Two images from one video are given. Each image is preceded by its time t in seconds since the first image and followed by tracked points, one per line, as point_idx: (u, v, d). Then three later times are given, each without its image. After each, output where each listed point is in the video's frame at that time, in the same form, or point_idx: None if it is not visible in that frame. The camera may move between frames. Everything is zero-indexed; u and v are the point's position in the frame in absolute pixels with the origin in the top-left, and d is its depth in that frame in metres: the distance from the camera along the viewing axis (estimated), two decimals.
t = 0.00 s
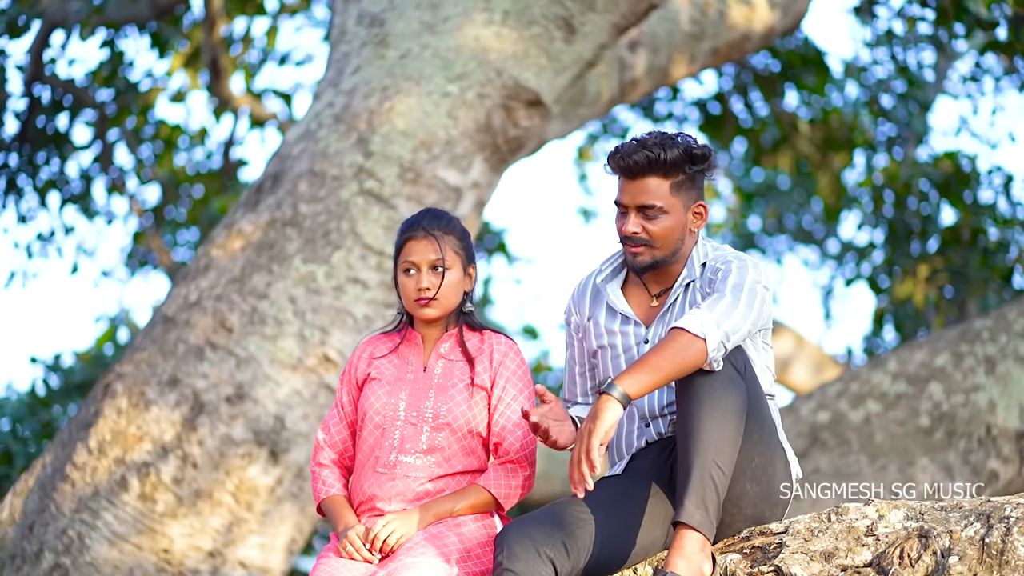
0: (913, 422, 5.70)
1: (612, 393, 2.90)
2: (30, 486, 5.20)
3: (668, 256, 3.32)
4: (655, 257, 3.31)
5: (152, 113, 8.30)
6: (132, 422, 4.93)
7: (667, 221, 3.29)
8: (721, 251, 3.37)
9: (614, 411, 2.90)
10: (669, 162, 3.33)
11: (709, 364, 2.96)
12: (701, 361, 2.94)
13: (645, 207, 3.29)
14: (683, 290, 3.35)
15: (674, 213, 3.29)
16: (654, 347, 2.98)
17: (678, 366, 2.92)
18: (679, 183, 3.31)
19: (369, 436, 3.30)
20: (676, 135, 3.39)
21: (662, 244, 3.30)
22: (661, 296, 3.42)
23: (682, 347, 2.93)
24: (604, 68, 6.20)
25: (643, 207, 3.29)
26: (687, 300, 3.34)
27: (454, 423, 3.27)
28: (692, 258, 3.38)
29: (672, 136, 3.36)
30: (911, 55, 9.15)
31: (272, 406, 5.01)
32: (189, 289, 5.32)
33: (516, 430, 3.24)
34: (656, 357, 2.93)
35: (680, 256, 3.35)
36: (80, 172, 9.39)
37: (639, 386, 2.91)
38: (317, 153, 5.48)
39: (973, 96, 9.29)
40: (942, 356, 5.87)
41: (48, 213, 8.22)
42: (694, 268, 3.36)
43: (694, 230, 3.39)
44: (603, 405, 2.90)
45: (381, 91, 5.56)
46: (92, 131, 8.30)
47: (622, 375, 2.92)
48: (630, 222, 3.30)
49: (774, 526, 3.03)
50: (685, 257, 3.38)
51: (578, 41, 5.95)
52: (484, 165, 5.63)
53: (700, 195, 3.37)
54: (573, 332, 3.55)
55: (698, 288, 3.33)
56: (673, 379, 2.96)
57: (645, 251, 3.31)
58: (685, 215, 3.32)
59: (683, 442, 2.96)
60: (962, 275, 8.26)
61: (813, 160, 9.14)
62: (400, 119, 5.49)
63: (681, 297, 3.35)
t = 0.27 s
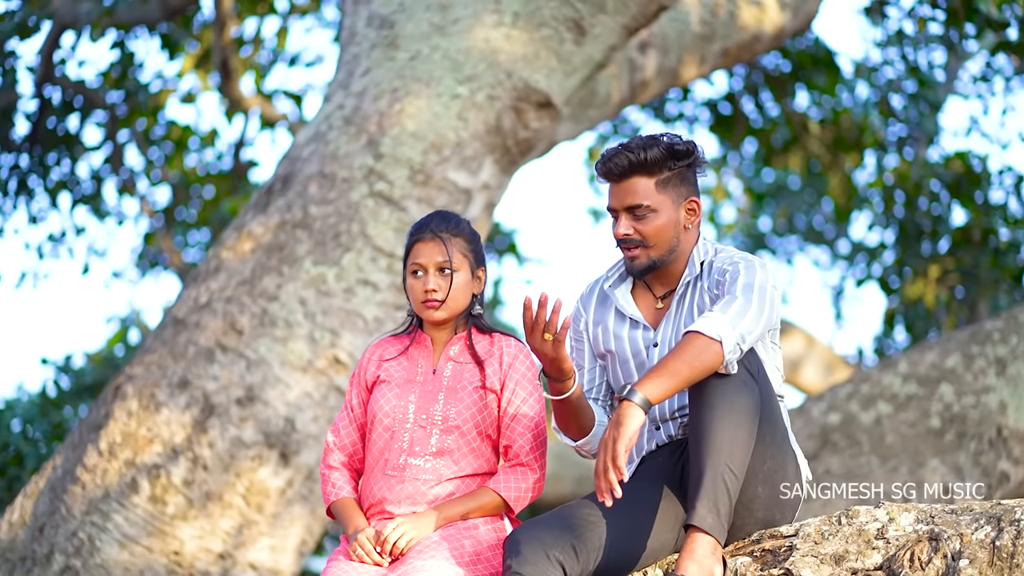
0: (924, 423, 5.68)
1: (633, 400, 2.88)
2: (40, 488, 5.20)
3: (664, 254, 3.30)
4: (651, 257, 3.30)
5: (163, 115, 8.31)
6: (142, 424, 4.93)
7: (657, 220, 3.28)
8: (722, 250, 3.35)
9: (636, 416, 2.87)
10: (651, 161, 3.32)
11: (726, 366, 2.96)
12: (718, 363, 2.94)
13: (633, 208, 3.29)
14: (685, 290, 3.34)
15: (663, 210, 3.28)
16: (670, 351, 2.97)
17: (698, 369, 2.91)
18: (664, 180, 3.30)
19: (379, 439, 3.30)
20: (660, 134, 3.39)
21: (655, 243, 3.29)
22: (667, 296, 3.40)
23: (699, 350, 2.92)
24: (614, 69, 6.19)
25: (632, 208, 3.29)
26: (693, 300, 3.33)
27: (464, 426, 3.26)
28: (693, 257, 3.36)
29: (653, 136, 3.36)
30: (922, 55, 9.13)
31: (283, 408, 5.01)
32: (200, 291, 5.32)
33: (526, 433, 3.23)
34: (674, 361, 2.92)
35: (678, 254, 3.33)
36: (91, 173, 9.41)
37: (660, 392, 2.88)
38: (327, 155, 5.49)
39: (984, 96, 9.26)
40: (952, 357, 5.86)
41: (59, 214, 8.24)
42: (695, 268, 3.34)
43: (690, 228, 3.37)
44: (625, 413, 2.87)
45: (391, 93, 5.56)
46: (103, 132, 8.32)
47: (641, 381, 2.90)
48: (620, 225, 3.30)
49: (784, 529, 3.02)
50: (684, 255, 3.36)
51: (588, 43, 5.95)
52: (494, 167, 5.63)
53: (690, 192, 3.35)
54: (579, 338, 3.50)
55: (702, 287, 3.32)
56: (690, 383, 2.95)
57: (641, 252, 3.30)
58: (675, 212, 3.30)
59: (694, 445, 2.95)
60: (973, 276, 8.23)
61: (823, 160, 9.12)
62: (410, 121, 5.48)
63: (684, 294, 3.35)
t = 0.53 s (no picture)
0: (932, 425, 5.66)
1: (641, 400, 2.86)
2: (48, 490, 5.21)
3: (663, 258, 3.28)
4: (650, 261, 3.28)
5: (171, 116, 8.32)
6: (150, 426, 4.94)
7: (654, 223, 3.26)
8: (725, 252, 3.33)
9: (642, 420, 2.85)
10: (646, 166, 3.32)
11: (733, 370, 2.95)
12: (724, 366, 2.93)
13: (628, 212, 3.29)
14: (689, 292, 3.32)
15: (659, 213, 3.27)
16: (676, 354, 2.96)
17: (703, 372, 2.90)
18: (658, 183, 3.29)
19: (386, 442, 3.30)
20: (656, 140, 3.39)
21: (653, 246, 3.27)
22: (670, 300, 3.37)
23: (704, 353, 2.91)
24: (622, 71, 6.19)
25: (628, 212, 3.29)
26: (697, 303, 3.31)
27: (471, 429, 3.26)
28: (696, 260, 3.34)
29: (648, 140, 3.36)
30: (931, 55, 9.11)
31: (291, 411, 5.01)
32: (207, 293, 5.33)
33: (533, 436, 3.23)
34: (680, 363, 2.90)
35: (678, 258, 3.31)
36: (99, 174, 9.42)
37: (668, 392, 2.87)
38: (335, 157, 5.49)
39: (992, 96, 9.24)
40: (960, 359, 5.85)
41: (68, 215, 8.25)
42: (698, 271, 3.32)
43: (690, 231, 3.35)
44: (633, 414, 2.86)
45: (398, 95, 5.56)
46: (111, 133, 8.33)
47: (648, 384, 2.89)
48: (618, 230, 3.30)
49: (791, 531, 3.00)
50: (685, 258, 3.34)
51: (596, 44, 5.94)
52: (501, 168, 5.62)
53: (688, 194, 3.33)
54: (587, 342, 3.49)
55: (707, 289, 3.30)
56: (696, 386, 2.93)
57: (639, 256, 3.29)
58: (671, 214, 3.28)
59: (700, 448, 2.94)
60: (982, 277, 8.21)
61: (832, 161, 9.11)
62: (417, 123, 5.48)
63: (688, 298, 3.33)
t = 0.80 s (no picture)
0: (932, 425, 5.66)
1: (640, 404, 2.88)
2: (48, 490, 5.22)
3: (651, 260, 3.29)
4: (638, 263, 3.28)
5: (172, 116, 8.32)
6: (150, 426, 4.94)
7: (640, 225, 3.26)
8: (719, 252, 3.32)
9: (642, 423, 2.87)
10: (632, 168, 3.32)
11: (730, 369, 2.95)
12: (722, 366, 2.93)
13: (615, 215, 3.29)
14: (683, 293, 3.31)
15: (645, 215, 3.27)
16: (674, 356, 2.96)
17: (702, 373, 2.90)
18: (644, 185, 3.29)
19: (384, 443, 3.30)
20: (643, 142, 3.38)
21: (640, 248, 3.27)
22: (664, 302, 3.37)
23: (703, 354, 2.91)
24: (622, 71, 6.19)
25: (616, 215, 3.29)
26: (691, 303, 3.30)
27: (469, 429, 3.26)
28: (688, 260, 3.34)
29: (634, 143, 3.35)
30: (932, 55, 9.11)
31: (291, 410, 5.02)
32: (208, 293, 5.33)
33: (532, 435, 3.23)
34: (677, 365, 2.91)
35: (667, 259, 3.31)
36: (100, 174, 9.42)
37: (666, 396, 2.88)
38: (335, 157, 5.49)
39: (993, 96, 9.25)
40: (960, 359, 5.85)
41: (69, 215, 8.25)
42: (691, 271, 3.32)
43: (680, 232, 3.34)
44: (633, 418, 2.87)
45: (398, 96, 5.56)
46: (113, 133, 8.34)
47: (646, 387, 2.89)
48: (606, 232, 3.30)
49: (790, 531, 3.00)
50: (675, 259, 3.33)
51: (596, 45, 5.94)
52: (501, 169, 5.63)
53: (676, 195, 3.32)
54: (581, 344, 3.45)
55: (700, 289, 3.29)
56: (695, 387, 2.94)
57: (627, 259, 3.29)
58: (658, 216, 3.28)
59: (698, 448, 2.93)
60: (982, 277, 8.20)
61: (834, 161, 9.10)
62: (418, 123, 5.49)
63: (682, 299, 3.32)
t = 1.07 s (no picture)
0: (932, 424, 5.65)
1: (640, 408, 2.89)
2: (49, 489, 5.22)
3: (637, 263, 3.27)
4: (625, 268, 3.27)
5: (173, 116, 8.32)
6: (150, 425, 4.95)
7: (621, 231, 3.25)
8: (712, 249, 3.33)
9: (642, 424, 2.88)
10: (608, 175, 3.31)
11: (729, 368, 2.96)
12: (721, 365, 2.93)
13: (597, 224, 3.28)
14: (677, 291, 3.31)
15: (626, 220, 3.26)
16: (672, 356, 2.97)
17: (700, 372, 2.91)
18: (621, 191, 3.28)
19: (384, 442, 3.30)
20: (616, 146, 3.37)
21: (625, 253, 3.27)
22: (658, 301, 3.35)
23: (701, 354, 2.92)
24: (622, 70, 6.20)
25: (597, 223, 3.28)
26: (686, 302, 3.30)
27: (469, 428, 3.26)
28: (680, 259, 3.33)
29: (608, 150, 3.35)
30: (933, 55, 9.12)
31: (291, 410, 5.02)
32: (208, 292, 5.33)
33: (531, 434, 3.23)
34: (677, 366, 2.92)
35: (654, 259, 3.30)
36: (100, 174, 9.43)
37: (664, 398, 2.89)
38: (335, 157, 5.49)
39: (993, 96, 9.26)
40: (960, 358, 5.85)
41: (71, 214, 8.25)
42: (684, 269, 3.32)
43: (663, 231, 3.32)
44: (633, 423, 2.88)
45: (399, 95, 5.56)
46: (114, 133, 8.34)
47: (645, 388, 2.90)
48: (590, 241, 3.30)
49: (789, 530, 3.00)
50: (664, 258, 3.31)
51: (596, 44, 5.94)
52: (502, 168, 5.63)
53: (656, 196, 3.31)
54: (577, 346, 3.43)
55: (695, 287, 3.30)
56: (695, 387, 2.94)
57: (615, 264, 3.28)
58: (639, 219, 3.27)
59: (697, 447, 2.93)
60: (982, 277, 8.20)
61: (834, 161, 9.10)
62: (418, 123, 5.49)
63: (677, 298, 3.31)
